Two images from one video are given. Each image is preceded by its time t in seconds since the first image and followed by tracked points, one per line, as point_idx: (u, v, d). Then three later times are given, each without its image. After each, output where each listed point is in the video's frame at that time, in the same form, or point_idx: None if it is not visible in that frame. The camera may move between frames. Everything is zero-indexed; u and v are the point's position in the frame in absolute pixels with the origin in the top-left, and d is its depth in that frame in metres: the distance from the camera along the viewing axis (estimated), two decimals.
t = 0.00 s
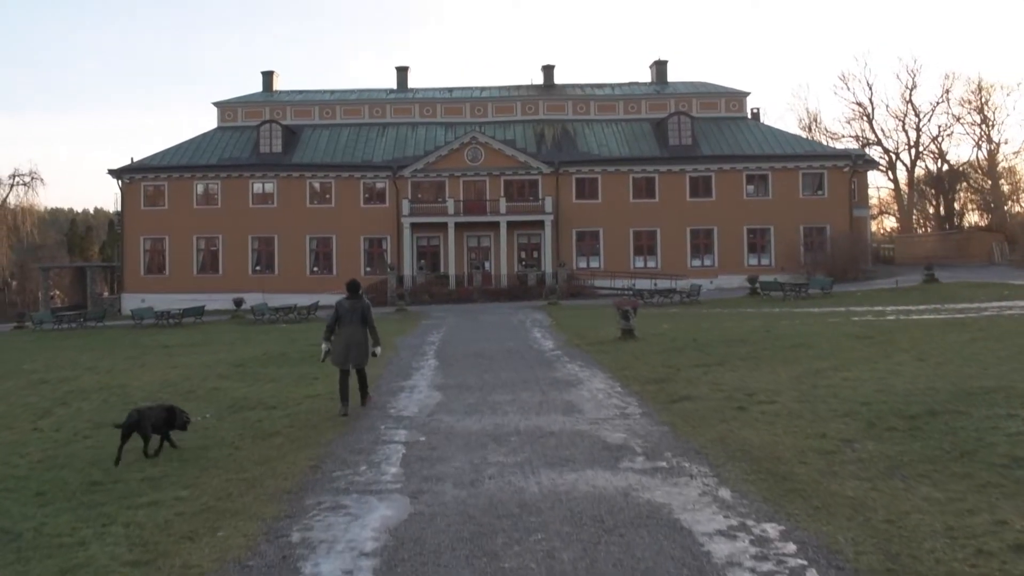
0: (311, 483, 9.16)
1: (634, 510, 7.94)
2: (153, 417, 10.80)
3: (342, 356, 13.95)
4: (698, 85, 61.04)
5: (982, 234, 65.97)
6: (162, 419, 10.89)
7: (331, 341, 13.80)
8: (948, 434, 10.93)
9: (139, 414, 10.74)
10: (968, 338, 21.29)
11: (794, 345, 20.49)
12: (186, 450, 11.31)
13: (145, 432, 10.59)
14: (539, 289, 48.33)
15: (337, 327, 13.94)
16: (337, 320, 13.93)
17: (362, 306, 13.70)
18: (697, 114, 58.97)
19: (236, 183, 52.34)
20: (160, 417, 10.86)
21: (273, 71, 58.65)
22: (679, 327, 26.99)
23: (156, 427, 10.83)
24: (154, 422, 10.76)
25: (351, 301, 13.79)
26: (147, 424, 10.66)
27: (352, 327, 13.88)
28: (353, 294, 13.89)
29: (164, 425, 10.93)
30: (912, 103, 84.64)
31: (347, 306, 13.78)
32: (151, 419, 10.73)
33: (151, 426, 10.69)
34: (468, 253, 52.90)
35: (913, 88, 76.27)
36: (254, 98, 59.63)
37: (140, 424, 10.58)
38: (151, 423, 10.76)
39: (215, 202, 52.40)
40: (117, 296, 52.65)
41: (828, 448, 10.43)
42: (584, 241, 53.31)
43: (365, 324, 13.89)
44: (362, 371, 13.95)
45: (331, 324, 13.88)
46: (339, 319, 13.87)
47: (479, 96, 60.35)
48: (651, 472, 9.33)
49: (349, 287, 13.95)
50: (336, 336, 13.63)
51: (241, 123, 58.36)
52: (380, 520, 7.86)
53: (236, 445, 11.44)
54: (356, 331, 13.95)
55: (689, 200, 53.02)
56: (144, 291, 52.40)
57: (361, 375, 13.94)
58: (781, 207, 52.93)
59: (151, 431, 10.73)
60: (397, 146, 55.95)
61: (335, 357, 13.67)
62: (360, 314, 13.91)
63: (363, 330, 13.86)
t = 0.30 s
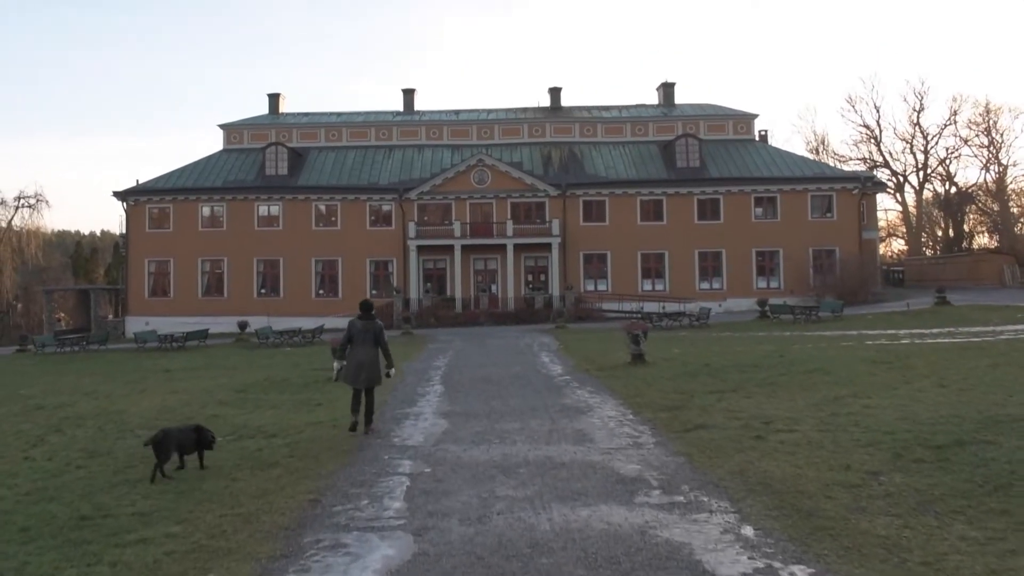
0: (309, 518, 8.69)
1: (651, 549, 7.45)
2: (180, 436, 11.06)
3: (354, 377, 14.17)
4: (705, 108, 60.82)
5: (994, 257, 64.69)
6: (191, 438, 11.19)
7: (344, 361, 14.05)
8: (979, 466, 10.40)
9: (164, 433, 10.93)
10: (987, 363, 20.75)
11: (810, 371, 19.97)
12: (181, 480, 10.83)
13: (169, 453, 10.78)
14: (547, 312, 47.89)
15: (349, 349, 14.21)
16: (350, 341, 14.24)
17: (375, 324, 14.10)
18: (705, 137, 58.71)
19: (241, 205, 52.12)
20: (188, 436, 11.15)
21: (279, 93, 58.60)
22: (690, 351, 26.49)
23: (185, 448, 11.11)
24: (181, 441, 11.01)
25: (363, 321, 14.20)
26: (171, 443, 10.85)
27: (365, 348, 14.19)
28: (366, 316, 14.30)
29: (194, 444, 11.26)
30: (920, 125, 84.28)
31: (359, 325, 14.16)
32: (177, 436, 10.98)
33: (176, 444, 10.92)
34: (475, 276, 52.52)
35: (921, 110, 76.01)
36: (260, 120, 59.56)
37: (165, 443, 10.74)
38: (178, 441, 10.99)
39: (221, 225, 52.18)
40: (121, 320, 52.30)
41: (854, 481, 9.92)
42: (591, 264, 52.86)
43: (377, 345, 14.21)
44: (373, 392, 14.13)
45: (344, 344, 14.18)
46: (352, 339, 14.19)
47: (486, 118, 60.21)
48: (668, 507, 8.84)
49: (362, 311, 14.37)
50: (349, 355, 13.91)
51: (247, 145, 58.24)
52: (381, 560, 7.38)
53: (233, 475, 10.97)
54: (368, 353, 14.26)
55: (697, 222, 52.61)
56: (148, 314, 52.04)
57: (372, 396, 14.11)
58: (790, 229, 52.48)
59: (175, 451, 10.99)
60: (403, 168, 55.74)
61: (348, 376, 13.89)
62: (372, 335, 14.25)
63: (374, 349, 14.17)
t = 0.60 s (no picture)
0: (306, 535, 8.23)
1: (669, 570, 6.98)
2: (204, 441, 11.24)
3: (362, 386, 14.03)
4: (710, 115, 60.44)
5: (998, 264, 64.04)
6: (216, 440, 11.42)
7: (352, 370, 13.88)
8: (1009, 478, 9.93)
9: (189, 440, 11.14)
10: (1003, 371, 20.25)
11: (822, 379, 19.49)
12: (172, 494, 10.37)
13: (197, 457, 11.03)
14: (551, 320, 47.43)
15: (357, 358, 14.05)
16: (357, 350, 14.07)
17: (382, 333, 13.89)
18: (710, 144, 58.31)
19: (243, 213, 51.75)
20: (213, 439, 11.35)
21: (282, 100, 58.28)
22: (697, 360, 26.01)
23: (211, 451, 11.34)
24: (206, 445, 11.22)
25: (370, 329, 14.00)
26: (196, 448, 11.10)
27: (373, 357, 14.01)
28: (373, 324, 14.11)
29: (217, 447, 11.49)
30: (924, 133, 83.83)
31: (366, 334, 13.96)
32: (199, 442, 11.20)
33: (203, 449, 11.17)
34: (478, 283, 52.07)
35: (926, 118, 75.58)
36: (262, 127, 59.27)
37: (192, 449, 10.99)
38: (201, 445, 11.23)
39: (222, 233, 51.81)
40: (122, 328, 51.89)
41: (877, 494, 9.44)
42: (596, 272, 52.41)
43: (385, 353, 14.01)
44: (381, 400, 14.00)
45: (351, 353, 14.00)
46: (359, 348, 14.02)
47: (490, 125, 59.85)
48: (686, 523, 8.38)
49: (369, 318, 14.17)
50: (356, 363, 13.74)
51: (249, 152, 57.92)
52: None
53: (228, 489, 10.52)
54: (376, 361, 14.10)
55: (702, 229, 52.15)
56: (149, 322, 51.65)
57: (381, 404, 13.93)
58: (795, 236, 52.02)
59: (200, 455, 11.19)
60: (407, 175, 55.36)
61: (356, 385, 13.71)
62: (379, 343, 14.05)
63: (382, 359, 13.98)
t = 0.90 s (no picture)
0: (278, 551, 7.77)
1: None
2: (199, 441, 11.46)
3: (345, 386, 14.22)
4: (690, 117, 60.31)
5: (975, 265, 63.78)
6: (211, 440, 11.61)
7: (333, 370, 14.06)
8: (1008, 483, 9.59)
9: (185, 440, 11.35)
10: (988, 371, 20.03)
11: (808, 380, 19.17)
12: (139, 506, 9.88)
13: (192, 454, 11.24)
14: (531, 322, 47.07)
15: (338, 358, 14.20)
16: (337, 350, 14.21)
17: (360, 331, 14.01)
18: (690, 146, 58.17)
19: (219, 215, 51.01)
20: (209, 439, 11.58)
21: (258, 101, 57.56)
22: (681, 361, 25.66)
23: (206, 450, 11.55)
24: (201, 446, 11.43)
25: (349, 328, 14.12)
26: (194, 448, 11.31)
27: (353, 356, 14.16)
28: (351, 324, 14.26)
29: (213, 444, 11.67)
30: (900, 135, 84.23)
31: (345, 334, 14.10)
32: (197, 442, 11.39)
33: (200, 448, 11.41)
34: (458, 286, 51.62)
35: (902, 120, 75.90)
36: (238, 128, 58.54)
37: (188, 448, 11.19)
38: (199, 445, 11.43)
39: (198, 236, 51.06)
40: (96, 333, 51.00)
41: (876, 501, 9.08)
42: (576, 274, 52.03)
43: (365, 352, 14.13)
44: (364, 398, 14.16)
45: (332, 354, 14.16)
46: (339, 348, 14.16)
47: (469, 126, 59.40)
48: (680, 533, 7.98)
49: (348, 316, 14.30)
50: (335, 364, 13.92)
51: (225, 154, 57.19)
52: None
53: (197, 502, 10.03)
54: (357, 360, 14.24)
55: (681, 231, 51.95)
56: (123, 327, 50.84)
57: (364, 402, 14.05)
58: (775, 237, 51.93)
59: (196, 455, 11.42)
60: (385, 177, 54.83)
61: (336, 385, 13.89)
62: (359, 342, 14.18)
63: (362, 356, 14.11)
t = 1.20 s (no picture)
0: (265, 559, 7.39)
1: None
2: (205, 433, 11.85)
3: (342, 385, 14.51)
4: (689, 115, 59.96)
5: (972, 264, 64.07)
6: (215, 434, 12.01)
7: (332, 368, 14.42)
8: None
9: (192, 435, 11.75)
10: (996, 370, 19.63)
11: (812, 379, 18.77)
12: (121, 512, 9.51)
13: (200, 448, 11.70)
14: (529, 321, 46.69)
15: (336, 356, 14.51)
16: (336, 349, 14.52)
17: (361, 332, 14.38)
18: (688, 144, 57.80)
19: (213, 213, 50.59)
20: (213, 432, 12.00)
21: (253, 98, 57.11)
22: (682, 361, 25.27)
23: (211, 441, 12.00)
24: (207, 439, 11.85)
25: (349, 328, 14.46)
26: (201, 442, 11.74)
27: (352, 355, 14.50)
28: (351, 323, 14.58)
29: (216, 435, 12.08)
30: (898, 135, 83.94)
31: (345, 333, 14.44)
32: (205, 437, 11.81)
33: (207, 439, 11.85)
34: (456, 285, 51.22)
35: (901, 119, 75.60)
36: (233, 126, 58.11)
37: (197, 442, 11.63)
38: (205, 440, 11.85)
39: (192, 234, 50.62)
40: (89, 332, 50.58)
41: (892, 502, 8.69)
42: (575, 273, 51.65)
43: (364, 351, 14.49)
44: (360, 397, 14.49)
45: (331, 352, 14.47)
46: (339, 347, 14.49)
47: (467, 124, 58.95)
48: (689, 539, 7.59)
49: (348, 316, 14.63)
50: (335, 363, 14.26)
51: (220, 151, 56.75)
52: None
53: (182, 506, 9.65)
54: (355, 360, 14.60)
55: (680, 229, 51.55)
56: (117, 327, 50.42)
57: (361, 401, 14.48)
58: (774, 236, 51.57)
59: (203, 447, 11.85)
60: (382, 175, 54.41)
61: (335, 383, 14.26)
62: (358, 342, 14.52)
63: (361, 356, 14.45)
